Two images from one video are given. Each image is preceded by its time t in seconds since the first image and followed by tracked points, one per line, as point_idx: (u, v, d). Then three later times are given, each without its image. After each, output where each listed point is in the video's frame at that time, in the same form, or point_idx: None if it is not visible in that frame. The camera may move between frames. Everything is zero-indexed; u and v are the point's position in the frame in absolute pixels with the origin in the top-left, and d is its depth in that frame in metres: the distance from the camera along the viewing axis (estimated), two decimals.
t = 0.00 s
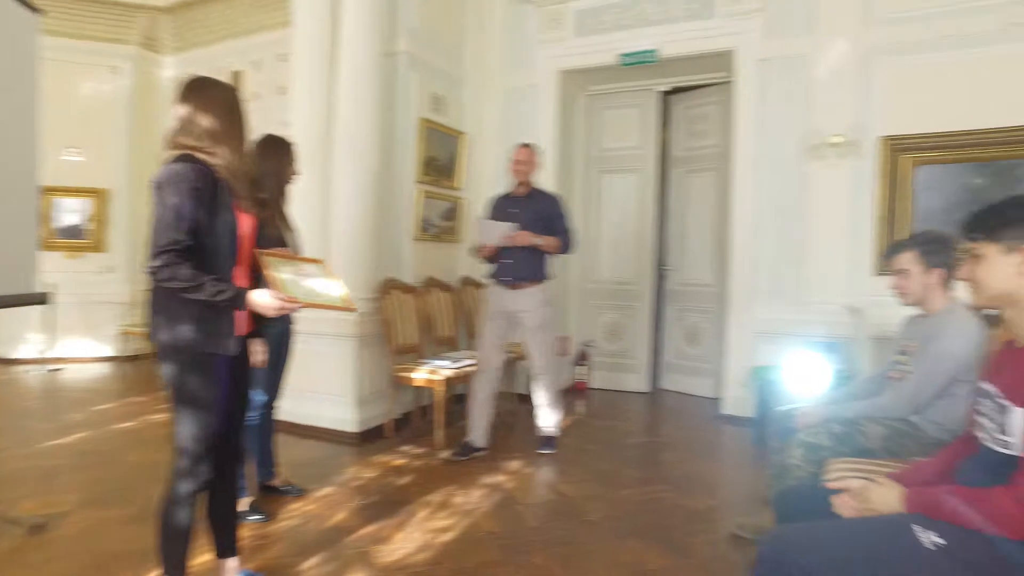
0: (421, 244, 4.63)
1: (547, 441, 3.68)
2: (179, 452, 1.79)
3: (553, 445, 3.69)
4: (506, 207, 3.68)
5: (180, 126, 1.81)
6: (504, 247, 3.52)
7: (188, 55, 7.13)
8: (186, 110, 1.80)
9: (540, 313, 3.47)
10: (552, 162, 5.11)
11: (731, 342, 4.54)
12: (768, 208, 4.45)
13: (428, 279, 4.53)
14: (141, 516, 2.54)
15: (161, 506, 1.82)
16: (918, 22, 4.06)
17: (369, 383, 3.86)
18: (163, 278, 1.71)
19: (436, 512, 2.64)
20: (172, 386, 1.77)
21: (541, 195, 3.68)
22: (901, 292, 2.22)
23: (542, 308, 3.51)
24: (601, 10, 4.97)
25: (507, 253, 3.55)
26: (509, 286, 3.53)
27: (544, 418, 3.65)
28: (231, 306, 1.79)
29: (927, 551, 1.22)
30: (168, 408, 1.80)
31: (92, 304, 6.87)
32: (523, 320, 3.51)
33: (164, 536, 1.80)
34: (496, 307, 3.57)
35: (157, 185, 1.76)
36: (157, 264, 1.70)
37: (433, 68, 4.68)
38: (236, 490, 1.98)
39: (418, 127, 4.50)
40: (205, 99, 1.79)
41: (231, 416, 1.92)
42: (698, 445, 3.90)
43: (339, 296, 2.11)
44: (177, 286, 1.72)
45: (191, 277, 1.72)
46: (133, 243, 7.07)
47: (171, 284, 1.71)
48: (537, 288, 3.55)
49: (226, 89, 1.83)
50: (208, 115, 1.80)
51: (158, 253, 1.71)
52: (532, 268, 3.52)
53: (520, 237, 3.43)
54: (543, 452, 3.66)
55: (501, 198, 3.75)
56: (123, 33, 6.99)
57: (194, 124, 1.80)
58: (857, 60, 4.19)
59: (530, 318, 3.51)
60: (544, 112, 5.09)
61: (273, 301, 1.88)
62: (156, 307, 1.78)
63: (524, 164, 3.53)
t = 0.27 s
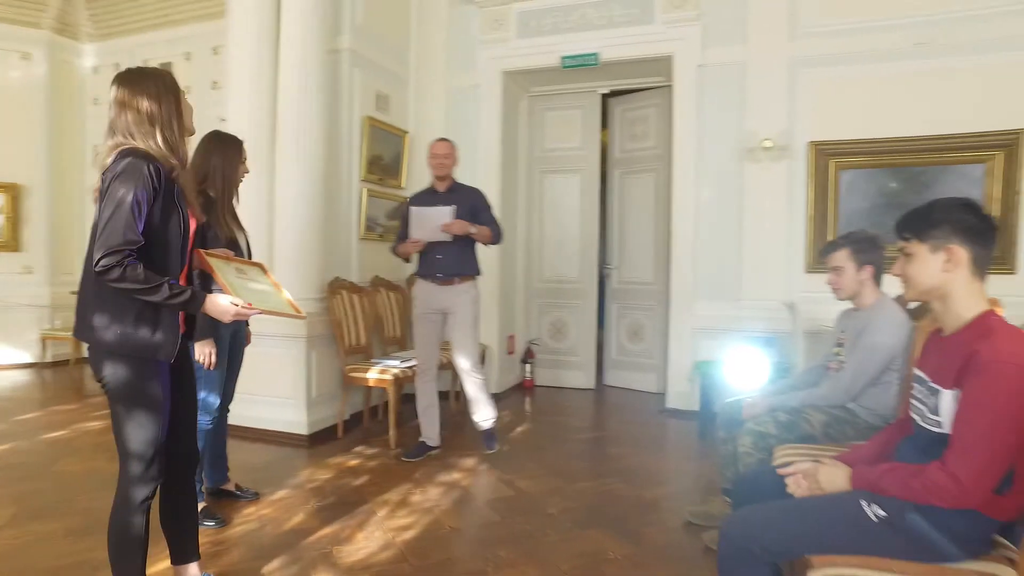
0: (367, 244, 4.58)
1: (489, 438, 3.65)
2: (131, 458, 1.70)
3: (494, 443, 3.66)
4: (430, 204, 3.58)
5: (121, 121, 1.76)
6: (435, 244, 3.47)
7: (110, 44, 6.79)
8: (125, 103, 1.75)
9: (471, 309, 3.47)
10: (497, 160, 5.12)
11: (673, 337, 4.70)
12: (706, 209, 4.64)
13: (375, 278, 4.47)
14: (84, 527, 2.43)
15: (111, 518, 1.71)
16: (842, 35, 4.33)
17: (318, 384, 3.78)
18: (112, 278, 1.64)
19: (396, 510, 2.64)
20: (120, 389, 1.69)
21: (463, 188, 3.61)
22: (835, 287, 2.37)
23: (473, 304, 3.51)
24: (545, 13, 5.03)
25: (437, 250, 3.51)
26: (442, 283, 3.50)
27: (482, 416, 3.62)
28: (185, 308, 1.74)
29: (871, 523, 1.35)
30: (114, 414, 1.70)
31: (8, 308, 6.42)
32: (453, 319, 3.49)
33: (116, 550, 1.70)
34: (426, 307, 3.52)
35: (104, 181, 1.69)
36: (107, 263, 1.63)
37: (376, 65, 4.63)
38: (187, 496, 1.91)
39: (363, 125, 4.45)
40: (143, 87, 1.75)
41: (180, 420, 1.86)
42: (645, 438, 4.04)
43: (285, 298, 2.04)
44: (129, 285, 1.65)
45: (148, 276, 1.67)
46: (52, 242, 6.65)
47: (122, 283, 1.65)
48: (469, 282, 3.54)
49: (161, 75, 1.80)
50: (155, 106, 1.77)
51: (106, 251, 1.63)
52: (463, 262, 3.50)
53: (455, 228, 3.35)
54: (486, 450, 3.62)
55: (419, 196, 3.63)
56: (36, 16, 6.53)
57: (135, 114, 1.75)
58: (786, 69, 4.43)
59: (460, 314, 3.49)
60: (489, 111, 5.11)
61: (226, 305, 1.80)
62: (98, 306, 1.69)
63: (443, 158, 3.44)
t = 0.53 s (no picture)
0: (354, 244, 4.62)
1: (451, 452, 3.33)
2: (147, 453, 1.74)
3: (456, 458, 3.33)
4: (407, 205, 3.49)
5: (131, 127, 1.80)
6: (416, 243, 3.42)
7: (85, 41, 6.71)
8: (136, 109, 1.79)
9: (454, 307, 3.40)
10: (482, 162, 5.19)
11: (655, 335, 4.83)
12: (686, 210, 4.78)
13: (364, 277, 4.49)
14: (83, 525, 2.45)
15: (126, 514, 1.74)
16: (816, 43, 4.49)
17: (309, 383, 3.82)
18: (126, 277, 1.68)
19: (393, 505, 2.71)
20: (135, 386, 1.74)
21: (440, 185, 3.53)
22: (813, 285, 2.49)
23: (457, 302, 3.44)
24: (528, 16, 5.09)
25: (418, 250, 3.44)
26: (424, 283, 3.44)
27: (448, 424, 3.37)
28: (195, 306, 1.79)
29: (854, 504, 1.46)
30: (129, 412, 1.74)
31: None
32: (436, 319, 3.41)
33: (132, 544, 1.73)
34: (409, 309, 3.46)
35: (115, 182, 1.73)
36: (122, 263, 1.67)
37: (362, 67, 4.67)
38: (191, 494, 1.94)
39: (350, 126, 4.48)
40: (153, 93, 1.80)
41: (188, 418, 1.91)
42: (629, 433, 4.16)
43: (281, 295, 2.03)
44: (142, 284, 1.70)
45: (160, 275, 1.72)
46: (28, 242, 6.52)
47: (136, 283, 1.69)
48: (452, 280, 3.46)
49: (170, 82, 1.85)
50: (163, 111, 1.82)
51: (120, 250, 1.68)
52: (446, 260, 3.44)
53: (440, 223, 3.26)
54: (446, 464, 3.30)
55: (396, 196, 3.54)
56: (9, 13, 6.40)
57: (145, 119, 1.80)
58: (763, 74, 4.57)
59: (444, 313, 3.42)
60: (473, 112, 5.18)
61: (234, 302, 1.84)
62: (114, 307, 1.72)
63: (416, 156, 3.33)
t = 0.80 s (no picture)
0: (352, 246, 4.67)
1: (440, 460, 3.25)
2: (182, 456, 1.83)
3: (445, 466, 3.24)
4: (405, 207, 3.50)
5: (150, 141, 1.85)
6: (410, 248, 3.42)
7: (75, 42, 6.68)
8: (155, 125, 1.85)
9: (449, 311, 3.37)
10: (477, 165, 5.26)
11: (648, 335, 4.93)
12: (679, 213, 4.88)
13: (362, 280, 4.55)
14: (97, 525, 2.50)
15: (156, 509, 1.83)
16: (803, 51, 4.62)
17: (310, 384, 3.87)
18: (155, 280, 1.75)
19: (400, 503, 2.77)
20: (176, 394, 1.82)
21: (440, 188, 3.51)
22: (807, 288, 2.59)
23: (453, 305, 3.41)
24: (522, 22, 5.17)
25: (412, 255, 3.43)
26: (419, 287, 3.42)
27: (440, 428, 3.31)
28: (220, 306, 1.86)
29: (852, 494, 1.55)
30: (167, 417, 1.83)
31: None
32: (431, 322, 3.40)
33: (161, 538, 1.82)
34: (406, 312, 3.47)
35: (139, 191, 1.79)
36: (150, 266, 1.74)
37: (360, 72, 4.72)
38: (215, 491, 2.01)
39: (348, 129, 4.53)
40: (171, 110, 1.86)
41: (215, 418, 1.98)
42: (625, 431, 4.25)
43: (301, 292, 2.06)
44: (170, 286, 1.77)
45: (184, 277, 1.78)
46: (19, 243, 6.49)
47: (164, 285, 1.76)
48: (449, 285, 3.43)
49: (188, 100, 1.90)
50: (181, 128, 1.87)
51: (147, 254, 1.74)
52: (441, 264, 3.41)
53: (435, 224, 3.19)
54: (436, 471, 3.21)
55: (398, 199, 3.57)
56: None
57: (163, 135, 1.85)
58: (753, 81, 4.68)
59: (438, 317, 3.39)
60: (468, 116, 5.25)
61: (254, 300, 1.87)
62: (161, 320, 1.80)
63: (416, 158, 3.35)
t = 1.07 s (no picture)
0: (359, 248, 4.68)
1: (447, 467, 3.19)
2: (216, 460, 1.89)
3: (451, 474, 3.18)
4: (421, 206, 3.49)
5: (169, 153, 1.90)
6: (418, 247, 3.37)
7: (81, 43, 6.69)
8: (173, 138, 1.90)
9: (456, 313, 3.31)
10: (483, 167, 5.28)
11: (654, 337, 4.95)
12: (684, 215, 4.90)
13: (370, 281, 4.59)
14: (112, 527, 2.51)
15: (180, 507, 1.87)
16: (809, 54, 4.64)
17: (319, 386, 3.88)
18: (176, 285, 1.79)
19: (412, 504, 2.79)
20: (200, 398, 1.87)
21: (456, 188, 3.47)
22: (817, 291, 2.61)
23: (459, 309, 3.35)
24: (528, 25, 5.18)
25: (418, 255, 3.39)
26: (425, 288, 3.36)
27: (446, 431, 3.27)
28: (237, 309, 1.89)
29: (869, 497, 1.57)
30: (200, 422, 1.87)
31: None
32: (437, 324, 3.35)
33: (185, 534, 1.87)
34: (413, 313, 3.42)
35: (161, 201, 1.85)
36: (172, 271, 1.78)
37: (367, 74, 4.74)
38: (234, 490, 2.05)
39: (356, 131, 4.55)
40: (187, 123, 1.90)
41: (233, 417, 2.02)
42: (631, 432, 4.27)
43: (317, 297, 2.09)
44: (190, 292, 1.80)
45: (202, 282, 1.82)
46: (24, 244, 6.49)
47: (185, 290, 1.80)
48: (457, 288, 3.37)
49: (204, 112, 1.93)
50: (197, 140, 1.91)
51: (169, 261, 1.78)
52: (448, 266, 3.34)
53: (442, 226, 3.10)
54: (441, 478, 3.16)
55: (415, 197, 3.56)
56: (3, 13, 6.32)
57: (180, 148, 1.89)
58: (758, 84, 4.70)
59: (445, 320, 3.34)
60: (474, 118, 5.27)
61: (270, 304, 1.90)
62: (185, 325, 1.84)
63: (435, 157, 3.34)
